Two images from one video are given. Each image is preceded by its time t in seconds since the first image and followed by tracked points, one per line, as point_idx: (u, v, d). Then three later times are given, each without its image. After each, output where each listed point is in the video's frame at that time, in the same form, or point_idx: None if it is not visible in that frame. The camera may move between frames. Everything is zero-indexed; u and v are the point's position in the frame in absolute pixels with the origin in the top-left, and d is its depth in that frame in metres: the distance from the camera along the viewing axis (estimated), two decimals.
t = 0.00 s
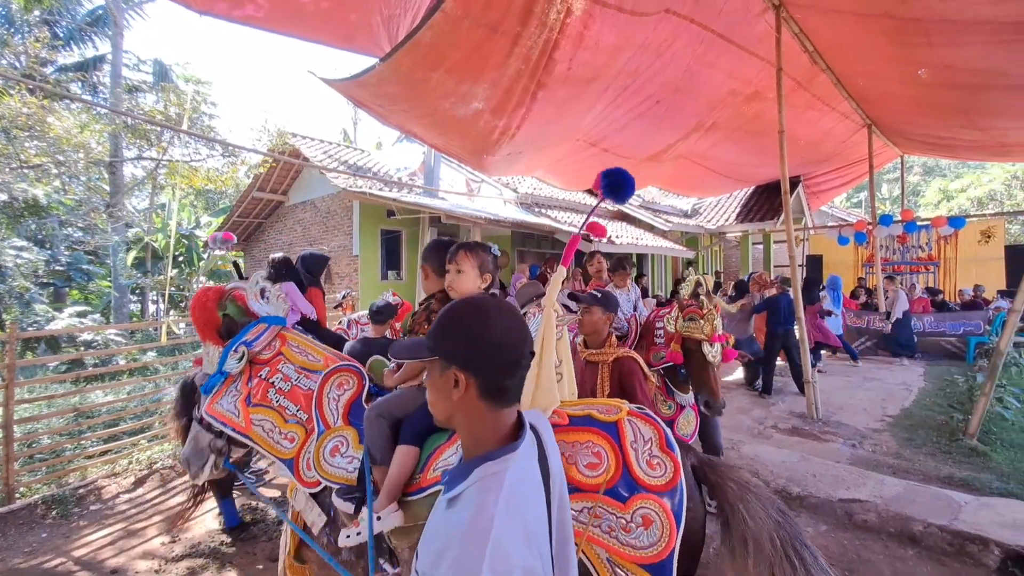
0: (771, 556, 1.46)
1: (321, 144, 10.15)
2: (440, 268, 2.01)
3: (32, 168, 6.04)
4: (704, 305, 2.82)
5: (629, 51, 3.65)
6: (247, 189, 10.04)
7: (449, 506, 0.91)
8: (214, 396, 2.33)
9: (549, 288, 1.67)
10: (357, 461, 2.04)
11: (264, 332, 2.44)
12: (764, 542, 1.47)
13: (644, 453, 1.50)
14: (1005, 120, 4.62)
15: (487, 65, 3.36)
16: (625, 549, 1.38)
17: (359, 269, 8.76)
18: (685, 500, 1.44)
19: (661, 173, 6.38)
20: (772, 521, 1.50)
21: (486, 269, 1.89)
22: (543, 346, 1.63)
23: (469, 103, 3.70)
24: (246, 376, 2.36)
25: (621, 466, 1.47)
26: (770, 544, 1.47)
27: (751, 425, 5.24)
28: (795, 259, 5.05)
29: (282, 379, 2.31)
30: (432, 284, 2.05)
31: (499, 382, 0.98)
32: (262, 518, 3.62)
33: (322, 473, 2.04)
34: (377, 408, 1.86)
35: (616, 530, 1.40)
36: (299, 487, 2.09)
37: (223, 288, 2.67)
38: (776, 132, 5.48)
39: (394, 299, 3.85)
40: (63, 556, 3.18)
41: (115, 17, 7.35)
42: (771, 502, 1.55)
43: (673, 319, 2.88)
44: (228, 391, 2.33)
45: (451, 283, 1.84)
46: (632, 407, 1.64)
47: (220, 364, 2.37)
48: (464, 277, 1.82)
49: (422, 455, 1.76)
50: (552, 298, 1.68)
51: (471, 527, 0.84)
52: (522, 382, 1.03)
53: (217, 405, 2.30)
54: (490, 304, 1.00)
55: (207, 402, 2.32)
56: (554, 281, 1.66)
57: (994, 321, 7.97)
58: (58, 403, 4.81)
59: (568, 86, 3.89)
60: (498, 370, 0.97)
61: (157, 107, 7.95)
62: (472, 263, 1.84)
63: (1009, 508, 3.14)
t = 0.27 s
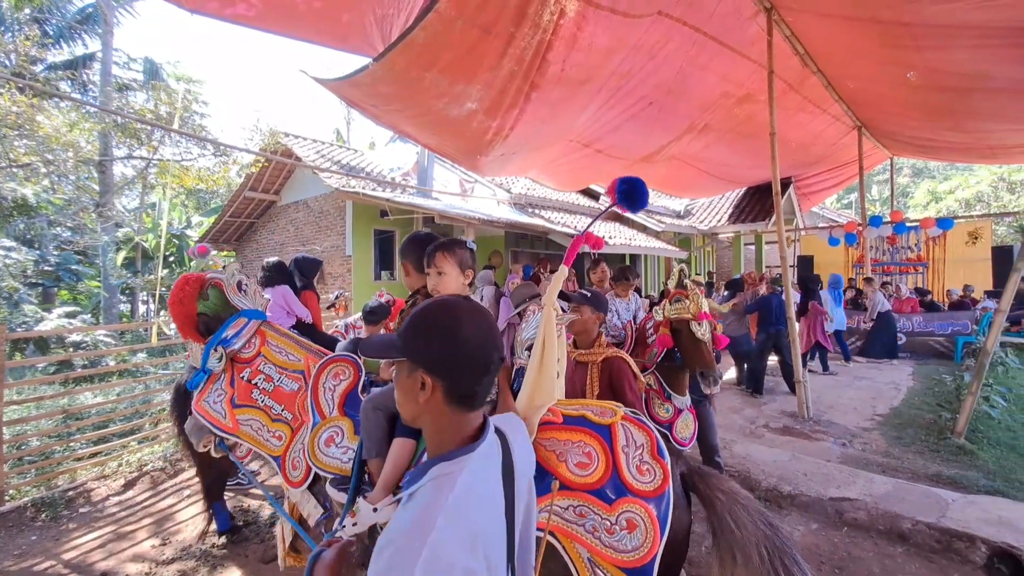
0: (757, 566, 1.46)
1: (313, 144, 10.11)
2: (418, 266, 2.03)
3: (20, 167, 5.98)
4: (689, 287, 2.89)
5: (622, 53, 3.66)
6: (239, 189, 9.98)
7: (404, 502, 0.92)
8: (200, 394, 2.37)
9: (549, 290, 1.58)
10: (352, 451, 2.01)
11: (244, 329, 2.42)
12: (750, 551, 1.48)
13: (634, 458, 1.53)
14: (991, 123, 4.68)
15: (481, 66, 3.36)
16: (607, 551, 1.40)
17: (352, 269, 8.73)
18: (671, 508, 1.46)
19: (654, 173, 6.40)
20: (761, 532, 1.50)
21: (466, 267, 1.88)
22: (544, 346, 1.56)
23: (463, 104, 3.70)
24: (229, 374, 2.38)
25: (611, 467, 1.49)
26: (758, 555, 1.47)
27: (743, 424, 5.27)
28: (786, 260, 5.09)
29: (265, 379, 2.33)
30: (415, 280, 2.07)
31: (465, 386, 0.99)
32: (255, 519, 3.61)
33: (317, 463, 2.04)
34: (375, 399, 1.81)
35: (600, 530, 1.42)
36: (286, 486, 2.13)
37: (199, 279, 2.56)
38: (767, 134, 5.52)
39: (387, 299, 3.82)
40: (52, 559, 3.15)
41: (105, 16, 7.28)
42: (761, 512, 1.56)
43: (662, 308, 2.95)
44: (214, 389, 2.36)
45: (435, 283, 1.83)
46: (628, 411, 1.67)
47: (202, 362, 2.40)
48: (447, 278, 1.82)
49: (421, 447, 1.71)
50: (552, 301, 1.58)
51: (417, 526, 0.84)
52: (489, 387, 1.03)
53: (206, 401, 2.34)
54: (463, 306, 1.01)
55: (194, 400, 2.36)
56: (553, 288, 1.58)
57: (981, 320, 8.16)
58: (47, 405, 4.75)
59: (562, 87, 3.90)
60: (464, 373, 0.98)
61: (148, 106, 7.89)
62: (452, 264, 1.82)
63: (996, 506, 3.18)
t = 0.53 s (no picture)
0: None
1: (310, 143, 10.08)
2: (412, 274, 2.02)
3: (14, 166, 5.95)
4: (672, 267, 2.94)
5: (619, 53, 3.67)
6: (235, 188, 9.95)
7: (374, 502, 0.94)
8: (211, 383, 2.38)
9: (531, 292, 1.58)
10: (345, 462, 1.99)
11: (268, 325, 2.44)
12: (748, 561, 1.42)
13: (621, 463, 1.48)
14: (985, 124, 4.71)
15: (478, 66, 3.36)
16: (593, 562, 1.34)
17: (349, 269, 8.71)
18: (660, 514, 1.42)
19: (651, 174, 6.41)
20: (758, 541, 1.45)
21: (464, 273, 1.85)
22: (528, 349, 1.56)
23: (460, 104, 3.69)
24: (245, 368, 2.39)
25: (596, 474, 1.44)
26: (756, 565, 1.41)
27: (740, 424, 5.29)
28: (782, 260, 5.10)
29: (281, 379, 2.32)
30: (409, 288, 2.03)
31: (431, 386, 0.98)
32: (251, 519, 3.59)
33: (309, 474, 2.02)
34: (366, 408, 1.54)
35: (586, 542, 1.36)
36: (281, 491, 2.11)
37: (233, 268, 2.65)
38: (763, 134, 5.54)
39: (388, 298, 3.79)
40: (47, 560, 3.13)
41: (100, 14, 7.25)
42: (758, 520, 1.50)
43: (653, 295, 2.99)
44: (227, 380, 2.37)
45: (430, 291, 1.81)
46: (617, 416, 1.65)
47: (221, 351, 2.43)
48: (444, 285, 1.79)
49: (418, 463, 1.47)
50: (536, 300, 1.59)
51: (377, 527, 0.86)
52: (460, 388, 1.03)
53: (216, 396, 2.34)
54: (431, 308, 1.01)
55: (205, 388, 2.38)
56: (536, 288, 1.58)
57: (975, 321, 8.11)
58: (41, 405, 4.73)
59: (559, 87, 3.90)
60: (431, 375, 0.98)
61: (143, 105, 7.85)
62: (450, 270, 1.80)
63: (990, 505, 3.20)
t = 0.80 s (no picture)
0: None
1: (308, 143, 10.07)
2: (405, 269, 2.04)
3: (12, 166, 5.93)
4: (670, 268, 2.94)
5: (618, 53, 3.67)
6: (233, 188, 9.93)
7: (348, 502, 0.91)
8: (211, 353, 2.32)
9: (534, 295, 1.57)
10: (331, 453, 2.05)
11: (278, 306, 2.37)
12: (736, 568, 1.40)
13: (612, 469, 1.49)
14: (983, 125, 4.73)
15: (476, 66, 3.36)
16: (579, 567, 1.35)
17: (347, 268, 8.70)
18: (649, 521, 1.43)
19: (650, 174, 6.41)
20: (746, 549, 1.42)
21: (453, 269, 1.83)
22: (527, 350, 1.53)
23: (459, 103, 3.69)
24: (248, 345, 2.34)
25: (587, 480, 1.45)
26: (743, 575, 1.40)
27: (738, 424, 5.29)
28: (781, 260, 5.10)
29: (280, 363, 2.28)
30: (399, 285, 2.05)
31: (407, 383, 0.96)
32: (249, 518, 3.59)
33: (295, 463, 2.05)
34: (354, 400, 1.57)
35: (575, 547, 1.36)
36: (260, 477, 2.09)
37: (255, 240, 2.55)
38: (762, 135, 5.55)
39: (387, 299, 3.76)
40: (44, 560, 3.12)
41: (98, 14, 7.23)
42: (748, 527, 1.47)
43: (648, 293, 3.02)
44: (226, 353, 2.32)
45: (421, 286, 1.80)
46: (608, 420, 1.66)
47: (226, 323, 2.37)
48: (432, 281, 1.78)
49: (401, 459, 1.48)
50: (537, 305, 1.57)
51: (349, 522, 0.83)
52: (440, 387, 1.01)
53: (210, 365, 2.27)
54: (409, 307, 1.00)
55: (204, 356, 2.31)
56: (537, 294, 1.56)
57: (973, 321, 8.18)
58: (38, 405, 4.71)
59: (558, 86, 3.90)
60: (408, 371, 0.95)
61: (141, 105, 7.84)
62: (437, 267, 1.79)
63: (988, 504, 3.21)
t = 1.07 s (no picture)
0: (735, 553, 1.43)
1: (308, 143, 10.06)
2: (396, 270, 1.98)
3: (11, 165, 5.93)
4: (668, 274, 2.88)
5: (618, 52, 3.67)
6: (233, 188, 9.93)
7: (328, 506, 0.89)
8: (179, 404, 2.37)
9: (512, 292, 1.58)
10: (318, 466, 1.98)
11: (228, 338, 2.46)
12: (727, 539, 1.45)
13: (605, 459, 1.53)
14: (981, 125, 4.73)
15: (476, 65, 3.36)
16: (582, 556, 1.40)
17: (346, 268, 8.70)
18: (645, 505, 1.46)
19: (649, 174, 6.41)
20: (737, 520, 1.48)
21: (443, 271, 1.79)
22: (506, 348, 1.57)
23: (458, 103, 3.68)
24: (209, 382, 2.40)
25: (581, 470, 1.50)
26: (736, 544, 1.44)
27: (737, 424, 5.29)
28: (780, 260, 5.09)
29: (244, 384, 2.34)
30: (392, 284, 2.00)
31: (379, 389, 0.93)
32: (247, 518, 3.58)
33: (284, 478, 2.01)
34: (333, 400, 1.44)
35: (576, 537, 1.41)
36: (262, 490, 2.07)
37: (188, 299, 2.62)
38: (761, 135, 5.55)
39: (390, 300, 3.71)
40: (43, 560, 3.12)
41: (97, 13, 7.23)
42: (736, 501, 1.55)
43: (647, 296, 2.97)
44: (193, 397, 2.37)
45: (408, 288, 1.76)
46: (598, 410, 1.69)
47: (184, 371, 2.41)
48: (420, 283, 1.74)
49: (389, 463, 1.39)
50: (516, 303, 1.58)
51: (324, 534, 0.81)
52: (417, 391, 0.98)
53: (184, 412, 2.33)
54: (380, 311, 0.95)
55: (174, 411, 2.36)
56: (515, 290, 1.58)
57: (971, 321, 8.16)
58: (36, 405, 4.70)
59: (558, 86, 3.90)
60: (383, 378, 0.92)
61: (140, 104, 7.83)
62: (426, 267, 1.75)
63: (986, 504, 3.21)
